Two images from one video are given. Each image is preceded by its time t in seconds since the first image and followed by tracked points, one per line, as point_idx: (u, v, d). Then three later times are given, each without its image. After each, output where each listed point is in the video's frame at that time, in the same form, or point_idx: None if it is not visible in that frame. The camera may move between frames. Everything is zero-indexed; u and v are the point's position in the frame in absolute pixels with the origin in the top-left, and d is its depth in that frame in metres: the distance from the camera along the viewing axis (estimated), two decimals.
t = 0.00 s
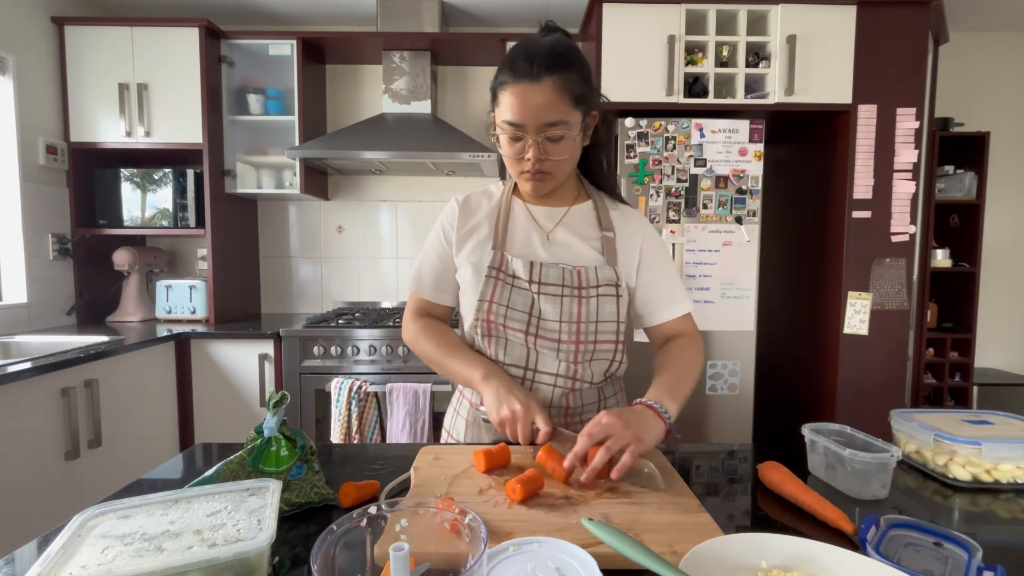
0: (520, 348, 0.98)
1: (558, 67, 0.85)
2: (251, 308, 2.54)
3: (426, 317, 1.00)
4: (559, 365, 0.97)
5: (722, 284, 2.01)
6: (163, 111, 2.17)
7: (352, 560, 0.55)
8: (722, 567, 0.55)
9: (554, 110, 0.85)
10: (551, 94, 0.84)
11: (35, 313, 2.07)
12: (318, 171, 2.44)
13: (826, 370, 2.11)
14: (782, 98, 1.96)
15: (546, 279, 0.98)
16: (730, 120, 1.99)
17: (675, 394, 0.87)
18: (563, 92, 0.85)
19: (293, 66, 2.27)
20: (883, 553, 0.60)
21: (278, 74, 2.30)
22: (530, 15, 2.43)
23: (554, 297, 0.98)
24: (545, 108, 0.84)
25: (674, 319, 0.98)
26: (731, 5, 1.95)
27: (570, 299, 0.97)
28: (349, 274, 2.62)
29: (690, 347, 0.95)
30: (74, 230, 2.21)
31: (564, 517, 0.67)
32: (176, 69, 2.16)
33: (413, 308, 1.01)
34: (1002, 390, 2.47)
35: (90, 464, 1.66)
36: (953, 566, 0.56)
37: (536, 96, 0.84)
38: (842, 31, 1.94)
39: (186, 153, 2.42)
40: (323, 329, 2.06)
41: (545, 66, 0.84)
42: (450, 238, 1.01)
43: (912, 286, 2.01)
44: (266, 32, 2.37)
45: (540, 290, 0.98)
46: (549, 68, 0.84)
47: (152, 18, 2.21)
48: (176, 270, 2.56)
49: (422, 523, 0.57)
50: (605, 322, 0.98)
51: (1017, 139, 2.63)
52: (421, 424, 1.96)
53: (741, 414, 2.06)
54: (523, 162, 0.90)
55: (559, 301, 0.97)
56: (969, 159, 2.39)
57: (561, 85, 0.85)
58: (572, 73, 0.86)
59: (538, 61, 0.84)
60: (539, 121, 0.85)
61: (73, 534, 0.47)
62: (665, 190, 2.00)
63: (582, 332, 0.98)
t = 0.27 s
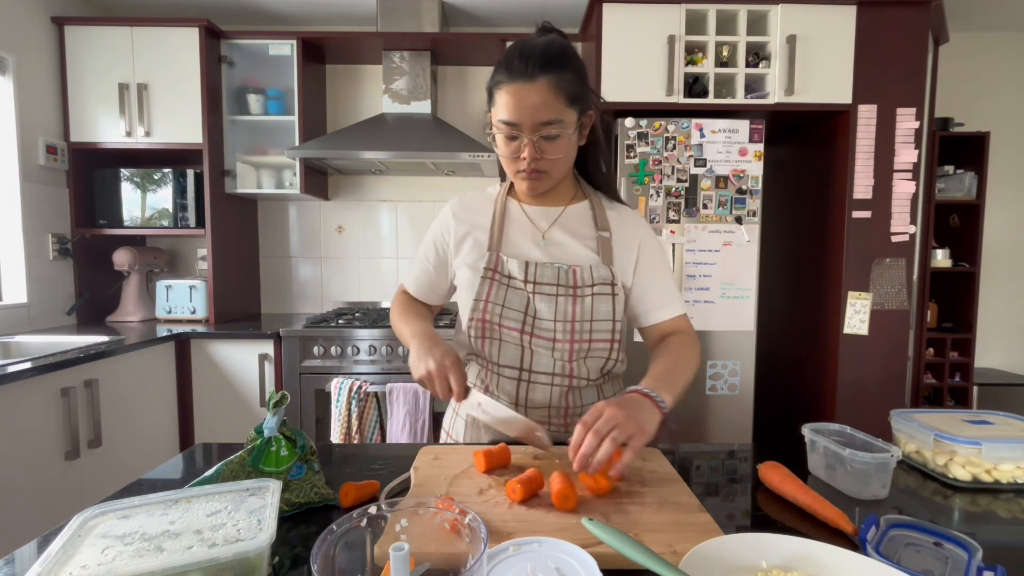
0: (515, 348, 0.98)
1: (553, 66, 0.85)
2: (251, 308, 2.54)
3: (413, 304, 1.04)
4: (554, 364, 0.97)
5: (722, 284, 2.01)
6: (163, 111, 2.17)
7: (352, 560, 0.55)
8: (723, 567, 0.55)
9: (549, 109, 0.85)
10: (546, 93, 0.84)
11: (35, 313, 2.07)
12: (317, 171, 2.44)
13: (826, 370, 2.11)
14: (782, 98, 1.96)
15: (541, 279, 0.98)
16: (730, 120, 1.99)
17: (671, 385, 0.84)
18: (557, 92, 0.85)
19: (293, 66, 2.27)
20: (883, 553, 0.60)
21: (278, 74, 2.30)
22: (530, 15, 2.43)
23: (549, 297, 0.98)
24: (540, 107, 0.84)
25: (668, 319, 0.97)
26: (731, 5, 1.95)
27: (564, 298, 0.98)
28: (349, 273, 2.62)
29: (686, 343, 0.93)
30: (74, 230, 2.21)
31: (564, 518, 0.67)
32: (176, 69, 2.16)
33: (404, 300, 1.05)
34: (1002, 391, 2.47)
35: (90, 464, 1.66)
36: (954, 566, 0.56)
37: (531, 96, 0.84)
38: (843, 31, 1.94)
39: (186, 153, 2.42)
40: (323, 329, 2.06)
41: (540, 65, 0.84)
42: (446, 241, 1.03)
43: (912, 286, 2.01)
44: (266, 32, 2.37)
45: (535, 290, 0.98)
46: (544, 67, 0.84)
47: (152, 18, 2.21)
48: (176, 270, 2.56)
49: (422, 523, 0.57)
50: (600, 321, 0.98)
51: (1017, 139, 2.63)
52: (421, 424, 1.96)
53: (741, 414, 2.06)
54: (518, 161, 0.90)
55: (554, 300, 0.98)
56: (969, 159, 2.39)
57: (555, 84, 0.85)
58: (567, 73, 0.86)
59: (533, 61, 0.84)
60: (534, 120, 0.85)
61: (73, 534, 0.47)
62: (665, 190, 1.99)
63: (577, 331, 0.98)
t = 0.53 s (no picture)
0: (511, 349, 0.99)
1: (526, 70, 0.84)
2: (251, 308, 2.54)
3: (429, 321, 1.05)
4: (550, 365, 0.98)
5: (722, 284, 2.01)
6: (163, 111, 2.17)
7: (352, 560, 0.55)
8: (723, 567, 0.55)
9: (525, 115, 0.84)
10: (521, 99, 0.84)
11: (35, 313, 2.07)
12: (317, 171, 2.44)
13: (826, 370, 2.11)
14: (782, 98, 1.96)
15: (535, 279, 0.98)
16: (730, 120, 1.99)
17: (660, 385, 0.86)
18: (532, 96, 0.84)
19: (293, 66, 2.27)
20: (883, 553, 0.60)
21: (278, 74, 2.30)
22: (530, 15, 2.43)
23: (543, 298, 0.98)
24: (515, 113, 0.84)
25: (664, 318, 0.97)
26: (731, 5, 1.95)
27: (558, 299, 0.98)
28: (349, 273, 2.62)
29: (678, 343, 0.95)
30: (74, 230, 2.21)
31: (564, 517, 0.67)
32: (175, 69, 2.16)
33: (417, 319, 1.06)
34: (1002, 391, 2.47)
35: (90, 464, 1.66)
36: (954, 566, 0.56)
37: (506, 102, 0.84)
38: (842, 31, 1.94)
39: (186, 153, 2.42)
40: (323, 329, 2.06)
41: (514, 71, 0.84)
42: (443, 245, 1.03)
43: (913, 286, 2.01)
44: (266, 32, 2.37)
45: (529, 291, 0.98)
46: (517, 72, 0.84)
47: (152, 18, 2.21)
48: (176, 270, 2.56)
49: (422, 523, 0.57)
50: (593, 321, 0.98)
51: (1017, 139, 2.63)
52: (421, 424, 1.96)
53: (741, 414, 2.06)
54: (501, 166, 0.90)
55: (547, 301, 0.97)
56: (969, 159, 2.39)
57: (529, 89, 0.84)
58: (542, 75, 0.85)
59: (506, 67, 0.84)
60: (510, 126, 0.85)
61: (73, 534, 0.47)
62: (665, 190, 1.99)
63: (571, 331, 0.98)
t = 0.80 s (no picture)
0: (513, 351, 0.99)
1: (529, 72, 0.84)
2: (251, 308, 2.54)
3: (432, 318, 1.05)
4: (551, 367, 0.99)
5: (722, 283, 2.01)
6: (164, 111, 2.17)
7: (352, 560, 0.55)
8: (722, 566, 0.55)
9: (527, 118, 0.84)
10: (523, 101, 0.84)
11: (35, 313, 2.07)
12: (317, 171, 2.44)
13: (825, 370, 2.11)
14: (782, 98, 1.96)
15: (536, 282, 0.98)
16: (730, 120, 1.99)
17: (663, 392, 0.86)
18: (534, 99, 0.84)
19: (292, 66, 2.27)
20: (883, 553, 0.60)
21: (278, 74, 2.30)
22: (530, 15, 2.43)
23: (544, 300, 0.97)
24: (518, 116, 0.84)
25: (669, 320, 0.97)
26: (731, 5, 1.95)
27: (559, 302, 0.97)
28: (349, 273, 2.62)
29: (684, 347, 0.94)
30: (74, 230, 2.21)
31: (564, 517, 0.67)
32: (175, 69, 2.16)
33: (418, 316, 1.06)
34: (1002, 391, 2.47)
35: (90, 464, 1.66)
36: (954, 567, 0.56)
37: (508, 105, 0.84)
38: (842, 31, 1.94)
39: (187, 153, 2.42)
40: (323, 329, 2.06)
41: (516, 72, 0.83)
42: (445, 246, 1.04)
43: (912, 286, 2.01)
44: (266, 32, 2.37)
45: (530, 293, 0.98)
46: (519, 73, 0.83)
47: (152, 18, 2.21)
48: (176, 270, 2.56)
49: (422, 523, 0.56)
50: (595, 324, 0.98)
51: (1017, 139, 2.63)
52: (421, 424, 1.96)
53: (741, 414, 2.06)
54: (503, 168, 0.90)
55: (548, 304, 0.97)
56: (969, 159, 2.39)
57: (532, 91, 0.84)
58: (545, 77, 0.85)
59: (508, 68, 0.83)
60: (512, 130, 0.85)
61: (73, 534, 0.47)
62: (665, 190, 1.99)
63: (572, 335, 0.98)
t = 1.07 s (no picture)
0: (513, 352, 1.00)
1: (529, 74, 0.83)
2: (251, 308, 2.54)
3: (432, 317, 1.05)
4: (551, 369, 0.99)
5: (722, 283, 2.01)
6: (164, 111, 2.17)
7: (351, 560, 0.55)
8: (722, 566, 0.55)
9: (526, 121, 0.84)
10: (522, 104, 0.84)
11: (35, 313, 2.06)
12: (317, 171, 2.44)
13: (825, 370, 2.11)
14: (781, 98, 1.96)
15: (536, 284, 0.98)
16: (730, 120, 1.99)
17: (664, 395, 0.86)
18: (534, 102, 0.84)
19: (292, 66, 2.27)
20: (883, 552, 0.60)
21: (278, 74, 2.30)
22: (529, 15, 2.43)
23: (544, 303, 0.97)
24: (517, 119, 0.84)
25: (673, 321, 0.97)
26: (731, 5, 1.95)
27: (559, 304, 0.97)
28: (349, 273, 2.62)
29: (687, 349, 0.94)
30: (74, 230, 2.21)
31: (564, 517, 0.67)
32: (175, 69, 2.16)
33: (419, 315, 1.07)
34: (1002, 390, 2.47)
35: (90, 464, 1.65)
36: (954, 567, 0.56)
37: (507, 108, 0.84)
38: (842, 31, 1.94)
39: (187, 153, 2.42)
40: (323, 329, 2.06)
41: (515, 74, 0.83)
42: (446, 247, 1.04)
43: (912, 286, 2.01)
44: (266, 32, 2.37)
45: (530, 296, 0.97)
46: (519, 76, 0.83)
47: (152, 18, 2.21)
48: (176, 270, 2.56)
49: (422, 523, 0.56)
50: (595, 327, 0.97)
51: (1017, 138, 2.63)
52: (421, 424, 1.96)
53: (741, 414, 2.06)
54: (503, 171, 0.91)
55: (548, 307, 0.97)
56: (968, 159, 2.39)
57: (532, 93, 0.84)
58: (544, 78, 0.85)
59: (507, 70, 0.83)
60: (512, 133, 0.85)
61: (73, 534, 0.47)
62: (665, 190, 1.99)
63: (572, 337, 0.98)
